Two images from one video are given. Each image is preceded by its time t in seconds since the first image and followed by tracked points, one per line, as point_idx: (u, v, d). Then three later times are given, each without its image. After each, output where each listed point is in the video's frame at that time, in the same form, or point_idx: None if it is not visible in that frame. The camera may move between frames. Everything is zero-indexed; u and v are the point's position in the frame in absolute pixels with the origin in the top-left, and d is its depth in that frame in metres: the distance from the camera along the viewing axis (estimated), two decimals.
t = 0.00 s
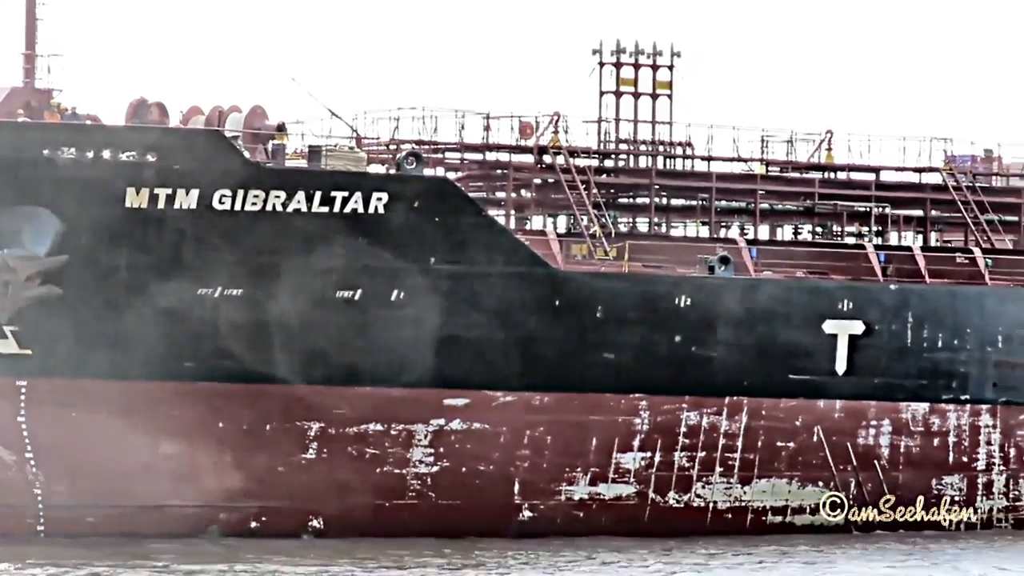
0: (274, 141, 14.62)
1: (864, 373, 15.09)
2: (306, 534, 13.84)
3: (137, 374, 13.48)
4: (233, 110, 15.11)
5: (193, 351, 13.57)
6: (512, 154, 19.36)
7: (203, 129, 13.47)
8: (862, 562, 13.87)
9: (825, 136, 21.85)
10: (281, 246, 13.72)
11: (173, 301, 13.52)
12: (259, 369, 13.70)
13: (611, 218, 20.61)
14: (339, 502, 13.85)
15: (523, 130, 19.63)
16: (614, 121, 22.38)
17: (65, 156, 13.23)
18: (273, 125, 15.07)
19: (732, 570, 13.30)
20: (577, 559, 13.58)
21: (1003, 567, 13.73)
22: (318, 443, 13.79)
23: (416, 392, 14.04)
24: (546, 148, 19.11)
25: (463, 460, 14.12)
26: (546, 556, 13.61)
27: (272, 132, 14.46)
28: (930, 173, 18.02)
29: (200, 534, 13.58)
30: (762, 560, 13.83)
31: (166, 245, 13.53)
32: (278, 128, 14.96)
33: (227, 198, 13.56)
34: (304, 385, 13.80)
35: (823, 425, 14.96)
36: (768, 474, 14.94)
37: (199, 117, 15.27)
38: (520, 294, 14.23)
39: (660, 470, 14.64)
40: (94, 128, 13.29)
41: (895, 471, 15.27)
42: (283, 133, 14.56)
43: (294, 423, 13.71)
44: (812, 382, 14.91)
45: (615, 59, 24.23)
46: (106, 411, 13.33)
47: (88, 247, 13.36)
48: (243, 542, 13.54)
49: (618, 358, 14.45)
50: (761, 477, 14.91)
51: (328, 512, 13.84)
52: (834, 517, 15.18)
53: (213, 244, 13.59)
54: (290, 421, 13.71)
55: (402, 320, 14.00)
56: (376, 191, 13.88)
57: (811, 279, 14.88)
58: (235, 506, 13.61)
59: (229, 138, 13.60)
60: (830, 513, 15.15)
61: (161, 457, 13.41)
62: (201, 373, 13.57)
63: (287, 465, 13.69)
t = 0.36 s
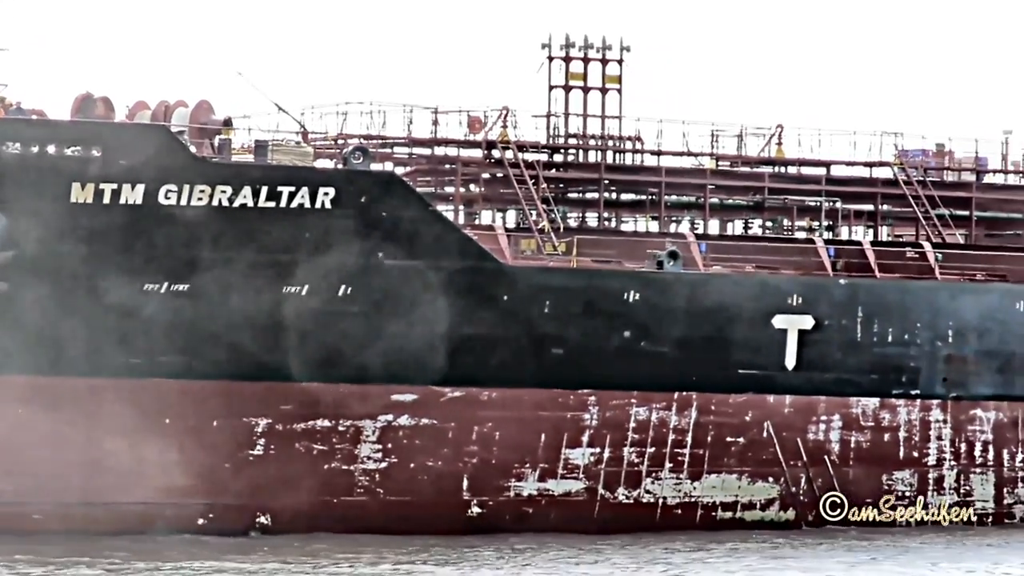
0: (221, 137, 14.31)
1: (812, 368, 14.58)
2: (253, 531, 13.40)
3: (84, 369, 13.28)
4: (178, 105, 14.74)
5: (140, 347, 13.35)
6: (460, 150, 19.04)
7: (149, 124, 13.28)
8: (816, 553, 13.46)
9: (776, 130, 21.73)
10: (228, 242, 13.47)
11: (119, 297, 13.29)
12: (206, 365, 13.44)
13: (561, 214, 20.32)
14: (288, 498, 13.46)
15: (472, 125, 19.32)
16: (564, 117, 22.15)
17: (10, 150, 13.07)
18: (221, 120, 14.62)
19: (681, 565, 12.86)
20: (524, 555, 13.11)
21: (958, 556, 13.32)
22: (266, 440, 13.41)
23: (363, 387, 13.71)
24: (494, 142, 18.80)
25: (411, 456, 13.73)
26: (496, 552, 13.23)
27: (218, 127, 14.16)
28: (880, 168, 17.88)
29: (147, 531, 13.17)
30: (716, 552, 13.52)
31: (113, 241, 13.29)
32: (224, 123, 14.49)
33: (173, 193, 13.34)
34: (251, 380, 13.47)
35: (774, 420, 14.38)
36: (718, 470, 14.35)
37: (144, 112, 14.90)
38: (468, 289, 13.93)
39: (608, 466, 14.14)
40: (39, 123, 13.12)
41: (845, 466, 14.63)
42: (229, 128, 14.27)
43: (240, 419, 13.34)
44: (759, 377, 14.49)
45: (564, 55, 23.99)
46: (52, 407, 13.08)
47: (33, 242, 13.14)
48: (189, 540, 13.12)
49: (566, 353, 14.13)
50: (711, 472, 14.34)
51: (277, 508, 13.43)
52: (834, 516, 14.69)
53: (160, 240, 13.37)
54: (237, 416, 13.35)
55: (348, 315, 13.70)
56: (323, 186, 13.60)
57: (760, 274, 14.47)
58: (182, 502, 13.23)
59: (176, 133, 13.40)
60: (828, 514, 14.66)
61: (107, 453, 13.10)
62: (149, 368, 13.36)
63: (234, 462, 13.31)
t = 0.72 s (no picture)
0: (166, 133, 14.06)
1: (761, 364, 14.32)
2: (200, 530, 13.09)
3: (28, 367, 12.90)
4: (125, 102, 14.74)
5: (86, 346, 12.97)
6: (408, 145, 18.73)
7: (95, 122, 12.97)
8: (768, 549, 13.22)
9: (725, 125, 21.63)
10: (175, 239, 13.11)
11: (64, 295, 12.93)
12: (153, 364, 13.07)
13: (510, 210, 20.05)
14: (235, 496, 13.14)
15: (420, 121, 19.03)
16: (513, 112, 21.85)
17: None
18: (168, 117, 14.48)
19: (631, 562, 12.58)
20: (474, 553, 12.82)
21: (911, 550, 13.13)
22: (213, 438, 13.11)
23: (310, 385, 13.35)
24: (442, 138, 18.49)
25: (359, 453, 13.43)
26: (446, 549, 12.95)
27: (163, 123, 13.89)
28: (831, 162, 17.75)
29: (94, 530, 12.86)
30: (669, 547, 13.35)
31: (57, 237, 12.92)
32: (172, 122, 14.36)
33: (119, 190, 13.03)
34: (198, 378, 13.14)
35: (724, 416, 14.19)
36: (668, 466, 14.16)
37: (90, 109, 15.01)
38: (416, 286, 13.63)
39: (558, 462, 13.91)
40: None
41: (796, 462, 14.41)
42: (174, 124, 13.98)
43: (187, 416, 13.03)
44: (709, 373, 14.22)
45: (512, 50, 23.74)
46: None
47: None
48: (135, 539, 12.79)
49: (515, 350, 13.86)
50: (661, 469, 14.13)
51: (224, 506, 13.11)
52: (834, 516, 14.55)
53: (104, 236, 13.02)
54: (183, 413, 13.03)
55: (296, 313, 13.34)
56: (270, 182, 13.27)
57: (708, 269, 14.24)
58: (129, 501, 12.91)
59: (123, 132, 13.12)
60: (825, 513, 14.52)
61: (52, 453, 12.77)
62: (94, 367, 12.98)
63: (182, 459, 13.01)
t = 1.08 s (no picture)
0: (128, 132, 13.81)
1: (726, 363, 14.19)
2: (162, 529, 12.82)
3: None
4: (87, 101, 14.55)
5: (48, 345, 12.76)
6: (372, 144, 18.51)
7: (56, 119, 12.70)
8: (735, 549, 13.09)
9: (691, 123, 21.54)
10: (138, 237, 12.93)
11: (25, 295, 12.70)
12: (115, 363, 12.87)
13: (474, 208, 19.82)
14: (198, 496, 12.90)
15: (384, 119, 18.82)
16: (476, 111, 21.65)
17: None
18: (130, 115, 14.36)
19: (597, 562, 12.40)
20: (437, 552, 12.61)
21: (879, 549, 13.03)
22: (175, 437, 12.89)
23: (273, 383, 13.12)
24: (406, 136, 18.27)
25: (322, 453, 13.21)
26: (409, 549, 12.75)
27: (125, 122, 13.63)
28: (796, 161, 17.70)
29: (56, 530, 12.59)
30: (635, 545, 13.22)
31: (18, 235, 12.68)
32: (133, 118, 14.16)
33: (81, 189, 12.80)
34: (162, 376, 12.93)
35: (688, 415, 14.03)
36: (632, 465, 13.97)
37: (51, 108, 14.79)
38: (380, 285, 13.44)
39: (522, 461, 13.75)
40: None
41: (761, 461, 14.22)
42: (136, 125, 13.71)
43: (149, 415, 12.81)
44: (673, 372, 14.09)
45: (477, 48, 23.55)
46: None
47: None
48: (96, 538, 12.56)
49: (479, 349, 13.70)
50: (625, 467, 13.95)
51: (187, 505, 12.88)
52: (834, 517, 14.46)
53: (66, 234, 12.77)
54: (144, 412, 12.81)
55: (259, 312, 13.13)
56: (232, 181, 13.05)
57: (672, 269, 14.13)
58: (90, 501, 12.65)
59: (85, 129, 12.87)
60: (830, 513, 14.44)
61: (14, 453, 12.53)
62: (56, 366, 12.77)
63: (144, 459, 12.78)
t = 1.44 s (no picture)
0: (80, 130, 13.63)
1: (681, 362, 14.02)
2: (114, 530, 12.65)
3: None
4: (39, 100, 14.35)
5: None
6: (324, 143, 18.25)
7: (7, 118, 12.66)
8: (690, 549, 12.91)
9: (647, 123, 21.44)
10: (89, 236, 12.77)
11: None
12: (67, 363, 12.72)
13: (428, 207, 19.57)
14: (151, 496, 12.71)
15: (337, 118, 18.56)
16: (431, 110, 21.42)
17: None
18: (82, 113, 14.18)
19: (550, 564, 12.18)
20: (387, 554, 12.37)
21: (834, 550, 12.90)
22: (128, 436, 12.71)
23: (225, 384, 12.92)
24: (360, 135, 18.00)
25: (274, 453, 12.97)
26: (360, 550, 12.49)
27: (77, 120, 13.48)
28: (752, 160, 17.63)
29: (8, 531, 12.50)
30: (589, 545, 13.04)
31: None
32: (86, 117, 13.88)
33: (31, 188, 12.68)
34: (114, 376, 12.76)
35: (643, 414, 13.85)
36: (586, 465, 13.78)
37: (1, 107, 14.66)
38: (333, 284, 13.22)
39: (476, 461, 13.54)
40: None
41: (716, 461, 14.04)
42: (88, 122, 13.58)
43: (102, 415, 12.65)
44: (628, 371, 13.91)
45: (431, 46, 23.32)
46: None
47: None
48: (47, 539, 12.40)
49: (432, 349, 13.48)
50: (579, 467, 13.76)
51: (140, 506, 12.69)
52: (834, 517, 14.37)
53: (16, 233, 12.66)
54: (96, 412, 12.65)
55: (211, 311, 12.93)
56: (183, 180, 12.90)
57: (626, 267, 13.96)
58: (42, 501, 12.54)
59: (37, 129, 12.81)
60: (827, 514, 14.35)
61: None
62: (8, 367, 12.65)
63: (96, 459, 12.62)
